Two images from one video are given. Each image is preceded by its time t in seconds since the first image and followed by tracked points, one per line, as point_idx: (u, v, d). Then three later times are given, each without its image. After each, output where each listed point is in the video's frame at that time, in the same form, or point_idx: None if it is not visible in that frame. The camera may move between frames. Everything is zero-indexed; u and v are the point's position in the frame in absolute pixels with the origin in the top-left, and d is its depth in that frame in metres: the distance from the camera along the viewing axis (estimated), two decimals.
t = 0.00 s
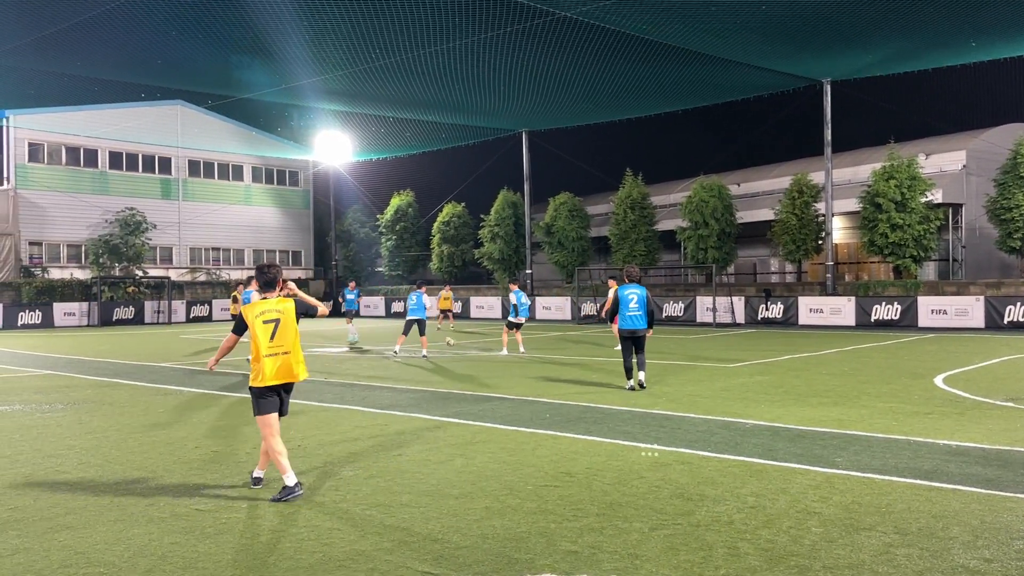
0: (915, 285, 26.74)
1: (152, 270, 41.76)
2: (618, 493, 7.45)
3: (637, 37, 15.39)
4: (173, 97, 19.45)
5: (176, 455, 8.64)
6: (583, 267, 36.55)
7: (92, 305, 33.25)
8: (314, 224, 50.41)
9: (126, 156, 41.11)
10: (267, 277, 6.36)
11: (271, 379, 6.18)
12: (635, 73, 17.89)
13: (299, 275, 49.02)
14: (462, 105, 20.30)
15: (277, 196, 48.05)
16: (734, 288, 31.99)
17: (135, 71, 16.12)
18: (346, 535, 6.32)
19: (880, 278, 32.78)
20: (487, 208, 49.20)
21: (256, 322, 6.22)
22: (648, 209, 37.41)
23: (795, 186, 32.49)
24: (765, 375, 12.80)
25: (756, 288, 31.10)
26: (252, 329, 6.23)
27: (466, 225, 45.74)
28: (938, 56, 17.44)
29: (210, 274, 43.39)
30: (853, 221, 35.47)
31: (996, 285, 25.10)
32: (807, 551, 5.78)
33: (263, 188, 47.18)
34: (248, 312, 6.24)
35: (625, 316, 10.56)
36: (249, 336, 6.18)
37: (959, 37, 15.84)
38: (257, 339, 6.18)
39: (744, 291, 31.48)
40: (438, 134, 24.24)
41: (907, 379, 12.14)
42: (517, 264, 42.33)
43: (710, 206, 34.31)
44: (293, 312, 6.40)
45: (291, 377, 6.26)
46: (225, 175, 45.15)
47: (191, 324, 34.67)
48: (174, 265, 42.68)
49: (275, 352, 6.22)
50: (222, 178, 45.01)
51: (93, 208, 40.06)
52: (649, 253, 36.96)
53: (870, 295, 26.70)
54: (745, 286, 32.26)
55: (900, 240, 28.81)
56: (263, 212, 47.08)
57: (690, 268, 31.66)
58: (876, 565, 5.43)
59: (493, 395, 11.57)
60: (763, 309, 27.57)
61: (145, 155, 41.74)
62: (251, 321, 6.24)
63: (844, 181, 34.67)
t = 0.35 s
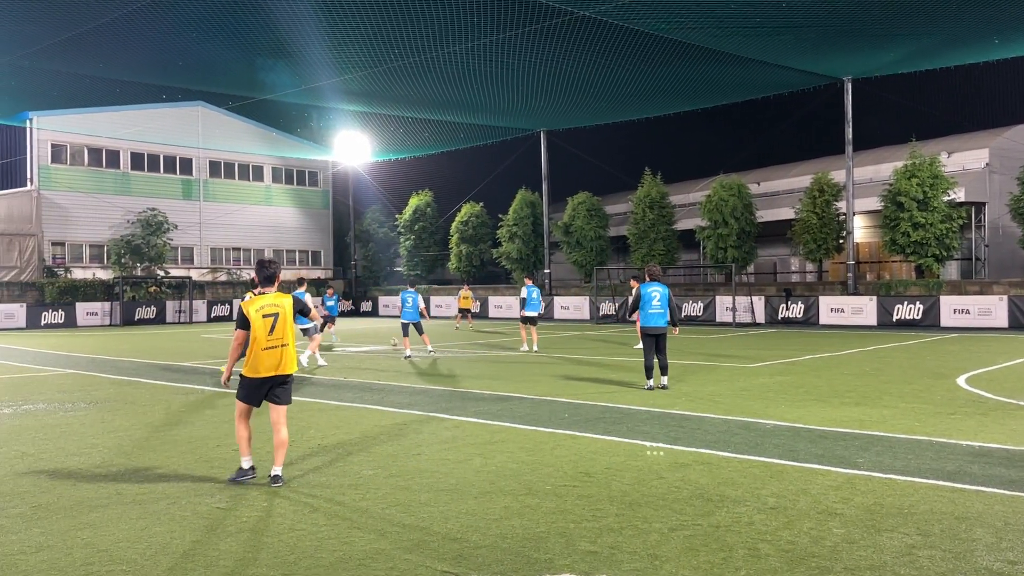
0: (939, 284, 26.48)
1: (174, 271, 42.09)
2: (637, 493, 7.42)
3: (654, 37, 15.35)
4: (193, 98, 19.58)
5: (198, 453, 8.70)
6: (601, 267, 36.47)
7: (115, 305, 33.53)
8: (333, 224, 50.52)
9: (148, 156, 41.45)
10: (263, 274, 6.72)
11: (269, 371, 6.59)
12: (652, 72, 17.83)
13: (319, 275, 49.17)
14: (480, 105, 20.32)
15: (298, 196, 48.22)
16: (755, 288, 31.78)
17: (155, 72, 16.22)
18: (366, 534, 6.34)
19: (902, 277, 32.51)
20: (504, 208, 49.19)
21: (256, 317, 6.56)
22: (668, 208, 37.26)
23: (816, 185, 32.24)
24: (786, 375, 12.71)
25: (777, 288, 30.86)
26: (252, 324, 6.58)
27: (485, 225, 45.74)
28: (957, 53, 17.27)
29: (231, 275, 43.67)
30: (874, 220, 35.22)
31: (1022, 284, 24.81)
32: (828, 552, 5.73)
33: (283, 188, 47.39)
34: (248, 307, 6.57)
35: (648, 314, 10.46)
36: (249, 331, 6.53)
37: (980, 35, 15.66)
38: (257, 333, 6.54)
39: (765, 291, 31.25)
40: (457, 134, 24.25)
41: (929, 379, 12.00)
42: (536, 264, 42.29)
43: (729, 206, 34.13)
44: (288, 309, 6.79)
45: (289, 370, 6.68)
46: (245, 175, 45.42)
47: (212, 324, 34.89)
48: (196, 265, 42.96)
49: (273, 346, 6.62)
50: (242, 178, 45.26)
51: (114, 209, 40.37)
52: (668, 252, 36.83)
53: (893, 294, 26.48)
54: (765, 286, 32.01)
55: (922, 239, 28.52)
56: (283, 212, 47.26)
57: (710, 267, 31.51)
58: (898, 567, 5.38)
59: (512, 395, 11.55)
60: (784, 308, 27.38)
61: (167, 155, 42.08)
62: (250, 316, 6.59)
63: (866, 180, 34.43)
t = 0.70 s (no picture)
0: (968, 283, 26.16)
1: (203, 270, 42.63)
2: (663, 493, 7.38)
3: (677, 36, 15.26)
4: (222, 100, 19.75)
5: (226, 451, 8.78)
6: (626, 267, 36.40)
7: (144, 305, 33.90)
8: (359, 225, 50.81)
9: (177, 158, 41.97)
10: (260, 276, 6.98)
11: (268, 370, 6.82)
12: (675, 71, 17.74)
13: (345, 275, 49.46)
14: (503, 105, 20.31)
15: (324, 196, 48.58)
16: (782, 288, 31.59)
17: (184, 74, 16.39)
18: (392, 532, 6.35)
19: (932, 277, 32.28)
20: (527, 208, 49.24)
21: (253, 318, 6.82)
22: (693, 207, 37.09)
23: (843, 184, 31.94)
24: (814, 375, 12.59)
25: (804, 287, 30.63)
26: (251, 325, 6.84)
27: (508, 225, 45.80)
28: (982, 50, 17.01)
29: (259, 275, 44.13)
30: (903, 220, 35.02)
31: None
32: (856, 554, 5.67)
33: (310, 189, 47.79)
34: (246, 310, 6.84)
35: (681, 313, 10.38)
36: (247, 332, 6.78)
37: (1006, 31, 15.42)
38: (256, 334, 6.79)
39: (792, 290, 31.02)
40: (480, 134, 24.26)
41: (959, 380, 11.83)
42: (560, 264, 42.31)
43: (756, 204, 33.93)
44: (285, 311, 7.04)
45: (287, 369, 6.89)
46: (272, 176, 45.86)
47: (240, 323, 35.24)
48: (224, 265, 43.45)
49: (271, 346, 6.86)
50: (269, 179, 45.71)
51: (144, 210, 40.96)
52: (694, 252, 36.69)
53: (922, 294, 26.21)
54: (793, 286, 31.79)
55: (952, 238, 28.20)
56: (309, 213, 47.65)
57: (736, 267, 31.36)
58: (928, 570, 5.30)
59: (536, 394, 11.55)
60: (811, 308, 27.17)
61: (196, 157, 42.64)
62: (248, 318, 6.85)
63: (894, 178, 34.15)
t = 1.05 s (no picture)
0: (1010, 283, 25.68)
1: (240, 271, 43.26)
2: (699, 495, 7.32)
3: (707, 34, 15.15)
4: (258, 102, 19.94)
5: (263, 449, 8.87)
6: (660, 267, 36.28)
7: (182, 304, 34.39)
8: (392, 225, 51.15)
9: (214, 160, 42.47)
10: (265, 275, 7.58)
11: (272, 361, 7.48)
12: (706, 71, 17.62)
13: (378, 275, 49.72)
14: (533, 106, 20.33)
15: (358, 197, 48.96)
16: (819, 287, 31.27)
17: (219, 77, 16.58)
18: (427, 531, 6.36)
19: (973, 276, 31.83)
20: (557, 208, 49.23)
21: (258, 314, 7.45)
22: (727, 207, 36.91)
23: (881, 182, 31.60)
24: (851, 376, 12.42)
25: (842, 286, 30.28)
26: (256, 320, 7.46)
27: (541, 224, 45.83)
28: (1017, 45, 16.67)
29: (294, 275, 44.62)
30: (942, 218, 34.57)
31: None
32: (896, 557, 5.58)
33: (344, 189, 48.18)
34: (252, 306, 7.46)
35: (719, 313, 10.28)
36: (252, 327, 7.41)
37: None
38: (261, 329, 7.42)
39: (828, 290, 30.65)
40: (511, 134, 24.26)
41: (1001, 382, 11.59)
42: (593, 264, 42.24)
43: (791, 204, 33.65)
44: (289, 307, 7.65)
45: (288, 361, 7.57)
46: (307, 177, 46.37)
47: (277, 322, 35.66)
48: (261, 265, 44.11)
49: (275, 339, 7.50)
50: (303, 181, 46.23)
51: (182, 211, 41.61)
52: (729, 251, 36.45)
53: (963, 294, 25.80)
54: (830, 285, 31.43)
55: (993, 237, 27.73)
56: (343, 213, 48.08)
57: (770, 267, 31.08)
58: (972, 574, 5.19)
59: (570, 394, 11.52)
60: (848, 308, 26.86)
61: (233, 159, 43.33)
62: (254, 312, 7.49)
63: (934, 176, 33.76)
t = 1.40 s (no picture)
0: None
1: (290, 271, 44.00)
2: (748, 497, 7.23)
3: (754, 32, 14.91)
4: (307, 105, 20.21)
5: (313, 447, 9.00)
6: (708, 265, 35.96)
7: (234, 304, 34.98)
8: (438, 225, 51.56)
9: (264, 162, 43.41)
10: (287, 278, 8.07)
11: (294, 359, 7.99)
12: (752, 69, 17.38)
13: (425, 275, 49.79)
14: (576, 105, 20.25)
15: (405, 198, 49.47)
16: (871, 286, 30.67)
17: (266, 80, 16.83)
18: (474, 530, 6.39)
19: None
20: (600, 207, 49.09)
21: (282, 315, 7.96)
22: (778, 204, 36.45)
23: (937, 179, 30.91)
24: (904, 378, 12.17)
25: (895, 285, 29.61)
26: (279, 321, 7.96)
27: (586, 223, 45.80)
28: None
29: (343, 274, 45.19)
30: (1000, 215, 33.84)
31: None
32: (951, 563, 5.45)
33: (391, 190, 48.63)
34: (276, 306, 7.97)
35: (770, 313, 10.21)
36: (276, 326, 7.90)
37: None
38: (284, 328, 7.93)
39: (882, 288, 30.04)
40: (555, 134, 24.22)
41: None
42: (639, 263, 42.05)
43: (844, 201, 33.20)
44: (309, 309, 8.20)
45: (307, 359, 8.11)
46: (354, 178, 47.04)
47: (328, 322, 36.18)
48: (310, 265, 45.02)
49: (296, 338, 8.02)
50: (351, 182, 46.91)
51: (234, 213, 42.52)
52: (779, 250, 35.98)
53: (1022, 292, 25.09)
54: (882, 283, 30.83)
55: None
56: (391, 214, 48.61)
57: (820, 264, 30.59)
58: None
59: (616, 394, 11.50)
60: (903, 307, 26.34)
61: (282, 161, 44.24)
62: (277, 313, 8.00)
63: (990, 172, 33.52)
